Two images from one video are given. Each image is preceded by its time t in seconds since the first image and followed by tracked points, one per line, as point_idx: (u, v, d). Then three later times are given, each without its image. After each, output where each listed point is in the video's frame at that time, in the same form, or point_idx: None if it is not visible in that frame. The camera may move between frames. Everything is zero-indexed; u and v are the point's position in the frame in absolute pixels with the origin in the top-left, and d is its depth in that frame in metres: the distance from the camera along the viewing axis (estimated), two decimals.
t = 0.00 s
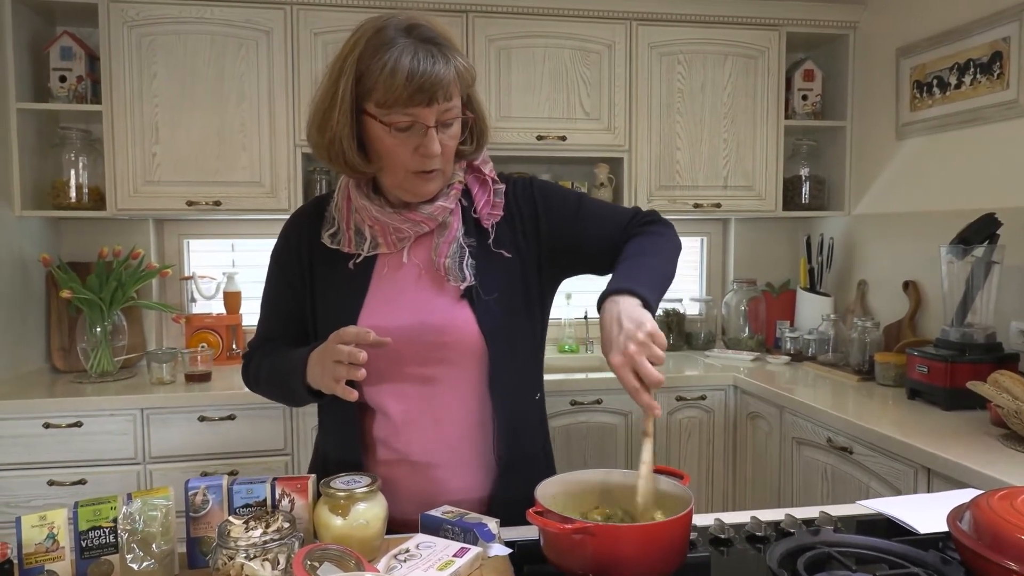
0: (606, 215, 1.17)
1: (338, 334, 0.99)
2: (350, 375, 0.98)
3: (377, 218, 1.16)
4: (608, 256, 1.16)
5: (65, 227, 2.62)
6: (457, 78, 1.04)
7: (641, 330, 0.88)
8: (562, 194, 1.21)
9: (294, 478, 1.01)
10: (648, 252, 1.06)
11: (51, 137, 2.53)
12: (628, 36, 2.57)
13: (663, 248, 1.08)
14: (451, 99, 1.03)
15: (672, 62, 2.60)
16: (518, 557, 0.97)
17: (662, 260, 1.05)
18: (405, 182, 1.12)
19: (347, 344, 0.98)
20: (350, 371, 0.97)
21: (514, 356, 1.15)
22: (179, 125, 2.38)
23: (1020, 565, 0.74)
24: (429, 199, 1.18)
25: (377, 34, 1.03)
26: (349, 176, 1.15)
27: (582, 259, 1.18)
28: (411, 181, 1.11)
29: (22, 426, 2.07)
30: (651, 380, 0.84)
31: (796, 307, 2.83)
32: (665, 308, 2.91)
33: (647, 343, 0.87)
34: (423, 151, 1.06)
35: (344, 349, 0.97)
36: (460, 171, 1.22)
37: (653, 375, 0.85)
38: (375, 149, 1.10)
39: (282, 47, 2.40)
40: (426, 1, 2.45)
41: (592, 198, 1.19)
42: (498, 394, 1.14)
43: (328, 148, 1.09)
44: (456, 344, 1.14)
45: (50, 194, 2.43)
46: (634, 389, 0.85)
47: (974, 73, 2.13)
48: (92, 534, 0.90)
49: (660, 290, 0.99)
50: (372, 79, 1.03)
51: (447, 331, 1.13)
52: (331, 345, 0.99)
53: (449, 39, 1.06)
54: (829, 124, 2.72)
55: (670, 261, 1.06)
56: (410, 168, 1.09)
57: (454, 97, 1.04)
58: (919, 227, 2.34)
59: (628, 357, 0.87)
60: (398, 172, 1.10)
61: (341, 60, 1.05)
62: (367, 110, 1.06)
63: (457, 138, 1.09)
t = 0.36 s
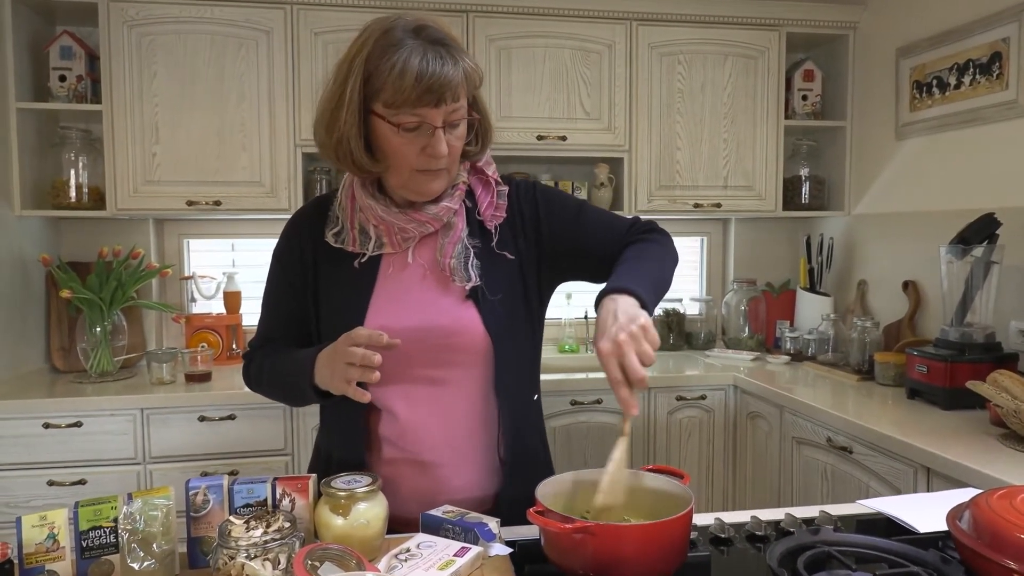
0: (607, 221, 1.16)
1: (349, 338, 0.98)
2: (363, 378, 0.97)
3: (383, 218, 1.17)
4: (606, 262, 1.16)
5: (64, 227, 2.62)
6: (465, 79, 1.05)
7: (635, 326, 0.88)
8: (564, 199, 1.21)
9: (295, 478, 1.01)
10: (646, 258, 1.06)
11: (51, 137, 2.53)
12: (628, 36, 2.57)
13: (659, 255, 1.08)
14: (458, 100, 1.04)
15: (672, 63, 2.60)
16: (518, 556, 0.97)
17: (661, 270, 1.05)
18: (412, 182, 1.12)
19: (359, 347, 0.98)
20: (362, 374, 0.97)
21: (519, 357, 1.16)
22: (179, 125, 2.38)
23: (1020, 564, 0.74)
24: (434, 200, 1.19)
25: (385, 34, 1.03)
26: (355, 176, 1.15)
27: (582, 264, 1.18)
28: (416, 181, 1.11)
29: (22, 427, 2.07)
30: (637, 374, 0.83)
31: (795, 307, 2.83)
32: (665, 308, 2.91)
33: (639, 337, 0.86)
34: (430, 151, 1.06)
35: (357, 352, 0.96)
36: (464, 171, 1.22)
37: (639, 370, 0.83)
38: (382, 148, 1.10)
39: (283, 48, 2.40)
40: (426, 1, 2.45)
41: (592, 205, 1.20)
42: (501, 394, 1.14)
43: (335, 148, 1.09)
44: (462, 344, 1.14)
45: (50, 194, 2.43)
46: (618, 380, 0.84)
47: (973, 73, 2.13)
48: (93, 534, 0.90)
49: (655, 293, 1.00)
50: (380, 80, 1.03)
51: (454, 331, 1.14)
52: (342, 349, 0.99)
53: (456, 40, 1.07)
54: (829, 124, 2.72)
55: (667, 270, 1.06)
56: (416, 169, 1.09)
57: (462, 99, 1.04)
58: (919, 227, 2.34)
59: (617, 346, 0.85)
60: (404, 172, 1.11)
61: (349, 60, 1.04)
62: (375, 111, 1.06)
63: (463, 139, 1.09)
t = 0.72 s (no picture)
0: (609, 223, 1.17)
1: (354, 338, 0.98)
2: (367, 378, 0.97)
3: (387, 218, 1.17)
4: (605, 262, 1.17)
5: (64, 227, 2.62)
6: (468, 81, 1.05)
7: (632, 322, 0.89)
8: (566, 200, 1.22)
9: (295, 479, 1.01)
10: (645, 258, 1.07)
11: (51, 137, 2.53)
12: (627, 37, 2.57)
13: (655, 254, 1.09)
14: (460, 102, 1.04)
15: (671, 63, 2.60)
16: (518, 557, 0.97)
17: (659, 270, 1.05)
18: (414, 184, 1.12)
19: (363, 346, 0.98)
20: (366, 373, 0.97)
21: (522, 356, 1.16)
22: (179, 125, 2.38)
23: (1019, 564, 0.74)
24: (436, 200, 1.19)
25: (388, 37, 1.03)
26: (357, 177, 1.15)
27: (582, 265, 1.19)
28: (419, 183, 1.12)
29: (21, 427, 2.07)
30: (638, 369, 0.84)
31: (795, 308, 2.84)
32: (664, 308, 2.92)
33: (637, 333, 0.87)
34: (433, 153, 1.06)
35: (361, 352, 0.96)
36: (466, 172, 1.22)
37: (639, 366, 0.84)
38: (385, 150, 1.10)
39: (282, 48, 2.40)
40: (426, 1, 2.45)
41: (594, 206, 1.20)
42: (503, 395, 1.15)
43: (339, 149, 1.09)
44: (465, 344, 1.14)
45: (50, 194, 2.43)
46: (620, 377, 0.85)
47: (973, 74, 2.13)
48: (93, 535, 0.90)
49: (653, 290, 1.00)
50: (383, 82, 1.03)
51: (457, 331, 1.14)
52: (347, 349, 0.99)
53: (458, 42, 1.07)
54: (828, 124, 2.72)
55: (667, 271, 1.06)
56: (420, 170, 1.09)
57: (464, 101, 1.04)
58: (918, 227, 2.35)
59: (616, 344, 0.86)
60: (407, 173, 1.11)
61: (352, 63, 1.04)
62: (378, 113, 1.06)
63: (465, 141, 1.10)
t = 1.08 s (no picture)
0: (612, 233, 1.18)
1: (348, 342, 0.98)
2: (362, 380, 0.97)
3: (387, 219, 1.17)
4: (607, 271, 1.18)
5: (64, 227, 2.62)
6: (467, 82, 1.05)
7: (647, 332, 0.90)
8: (569, 207, 1.22)
9: (295, 479, 1.02)
10: (646, 270, 1.08)
11: (52, 136, 2.53)
12: (628, 39, 2.58)
13: (658, 267, 1.09)
14: (459, 103, 1.04)
15: (672, 65, 2.61)
16: (517, 558, 0.97)
17: (661, 278, 1.06)
18: (413, 184, 1.12)
19: (359, 348, 0.98)
20: (361, 376, 0.97)
21: (522, 359, 1.16)
22: (180, 125, 2.38)
23: (1016, 567, 0.74)
24: (437, 202, 1.19)
25: (388, 38, 1.04)
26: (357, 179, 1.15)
27: (584, 271, 1.20)
28: (419, 184, 1.12)
29: (19, 426, 2.07)
30: (653, 377, 0.84)
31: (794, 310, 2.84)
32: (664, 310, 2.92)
33: (651, 342, 0.88)
34: (432, 153, 1.06)
35: (355, 355, 0.96)
36: (469, 175, 1.22)
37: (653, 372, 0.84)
38: (384, 151, 1.10)
39: (283, 49, 2.41)
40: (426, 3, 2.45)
41: (597, 215, 1.21)
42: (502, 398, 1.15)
43: (338, 150, 1.09)
44: (465, 346, 1.14)
45: (50, 194, 2.43)
46: (633, 385, 0.85)
47: (972, 78, 2.13)
48: (93, 534, 0.90)
49: (662, 301, 1.02)
50: (382, 83, 1.03)
51: (456, 333, 1.14)
52: (342, 354, 0.99)
53: (458, 44, 1.07)
54: (828, 127, 2.73)
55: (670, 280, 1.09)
56: (419, 170, 1.09)
57: (463, 101, 1.04)
58: (918, 230, 2.35)
59: (631, 352, 0.87)
60: (406, 173, 1.11)
61: (352, 64, 1.05)
62: (377, 114, 1.06)
63: (465, 142, 1.09)
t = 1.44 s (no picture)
0: (613, 223, 1.17)
1: (352, 344, 0.99)
2: (366, 381, 0.98)
3: (390, 221, 1.17)
4: (607, 262, 1.18)
5: (65, 228, 2.63)
6: (472, 85, 1.05)
7: (619, 328, 0.89)
8: (570, 202, 1.22)
9: (297, 479, 1.02)
10: (644, 262, 1.06)
11: (53, 138, 2.53)
12: (628, 40, 2.58)
13: (657, 255, 1.08)
14: (464, 107, 1.05)
15: (672, 66, 2.61)
16: (519, 558, 0.97)
17: (658, 269, 1.05)
18: (418, 187, 1.13)
19: (364, 348, 0.98)
20: (366, 376, 0.97)
21: (527, 359, 1.17)
22: (180, 127, 2.38)
23: (1016, 567, 0.75)
24: (440, 204, 1.19)
25: (394, 42, 1.04)
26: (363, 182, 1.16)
27: (586, 266, 1.20)
28: (423, 187, 1.13)
29: (21, 427, 2.08)
30: (624, 379, 0.83)
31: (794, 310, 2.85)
32: (664, 311, 2.92)
33: (623, 340, 0.87)
34: (437, 156, 1.07)
35: (359, 356, 0.97)
36: (472, 176, 1.22)
37: (622, 372, 0.83)
38: (389, 153, 1.11)
39: (283, 50, 2.41)
40: (427, 4, 2.46)
41: (600, 206, 1.21)
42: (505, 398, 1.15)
43: (343, 153, 1.10)
44: (468, 346, 1.15)
45: (51, 196, 2.44)
46: (605, 385, 0.84)
47: (971, 79, 2.14)
48: (97, 535, 0.91)
49: (648, 293, 1.00)
50: (388, 87, 1.04)
51: (459, 334, 1.14)
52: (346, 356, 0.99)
53: (463, 47, 1.07)
54: (828, 128, 2.73)
55: (668, 269, 1.07)
56: (424, 174, 1.10)
57: (468, 105, 1.05)
58: (917, 231, 2.35)
59: (601, 351, 0.86)
60: (411, 176, 1.12)
61: (357, 67, 1.05)
62: (383, 117, 1.07)
63: (469, 145, 1.10)
